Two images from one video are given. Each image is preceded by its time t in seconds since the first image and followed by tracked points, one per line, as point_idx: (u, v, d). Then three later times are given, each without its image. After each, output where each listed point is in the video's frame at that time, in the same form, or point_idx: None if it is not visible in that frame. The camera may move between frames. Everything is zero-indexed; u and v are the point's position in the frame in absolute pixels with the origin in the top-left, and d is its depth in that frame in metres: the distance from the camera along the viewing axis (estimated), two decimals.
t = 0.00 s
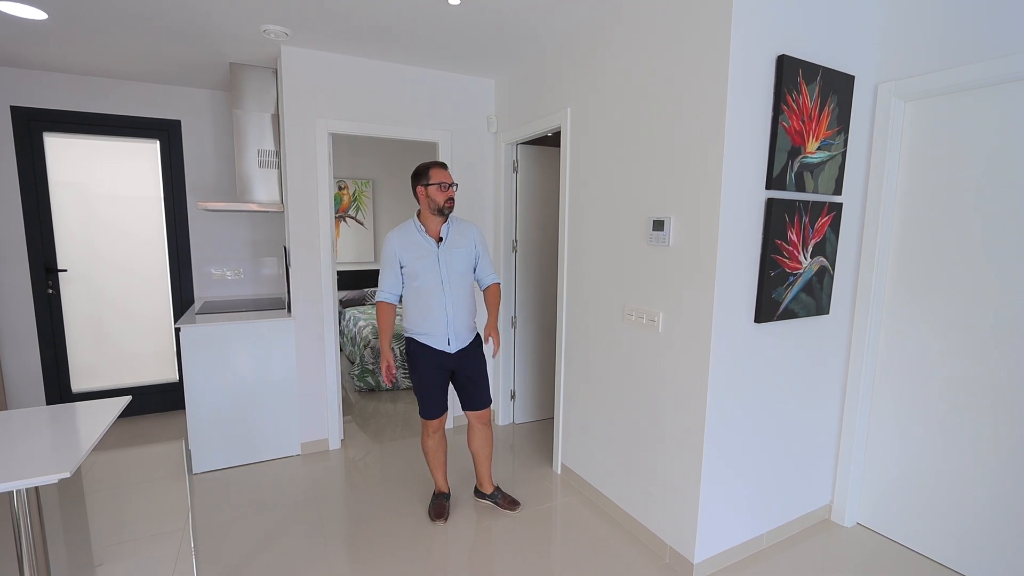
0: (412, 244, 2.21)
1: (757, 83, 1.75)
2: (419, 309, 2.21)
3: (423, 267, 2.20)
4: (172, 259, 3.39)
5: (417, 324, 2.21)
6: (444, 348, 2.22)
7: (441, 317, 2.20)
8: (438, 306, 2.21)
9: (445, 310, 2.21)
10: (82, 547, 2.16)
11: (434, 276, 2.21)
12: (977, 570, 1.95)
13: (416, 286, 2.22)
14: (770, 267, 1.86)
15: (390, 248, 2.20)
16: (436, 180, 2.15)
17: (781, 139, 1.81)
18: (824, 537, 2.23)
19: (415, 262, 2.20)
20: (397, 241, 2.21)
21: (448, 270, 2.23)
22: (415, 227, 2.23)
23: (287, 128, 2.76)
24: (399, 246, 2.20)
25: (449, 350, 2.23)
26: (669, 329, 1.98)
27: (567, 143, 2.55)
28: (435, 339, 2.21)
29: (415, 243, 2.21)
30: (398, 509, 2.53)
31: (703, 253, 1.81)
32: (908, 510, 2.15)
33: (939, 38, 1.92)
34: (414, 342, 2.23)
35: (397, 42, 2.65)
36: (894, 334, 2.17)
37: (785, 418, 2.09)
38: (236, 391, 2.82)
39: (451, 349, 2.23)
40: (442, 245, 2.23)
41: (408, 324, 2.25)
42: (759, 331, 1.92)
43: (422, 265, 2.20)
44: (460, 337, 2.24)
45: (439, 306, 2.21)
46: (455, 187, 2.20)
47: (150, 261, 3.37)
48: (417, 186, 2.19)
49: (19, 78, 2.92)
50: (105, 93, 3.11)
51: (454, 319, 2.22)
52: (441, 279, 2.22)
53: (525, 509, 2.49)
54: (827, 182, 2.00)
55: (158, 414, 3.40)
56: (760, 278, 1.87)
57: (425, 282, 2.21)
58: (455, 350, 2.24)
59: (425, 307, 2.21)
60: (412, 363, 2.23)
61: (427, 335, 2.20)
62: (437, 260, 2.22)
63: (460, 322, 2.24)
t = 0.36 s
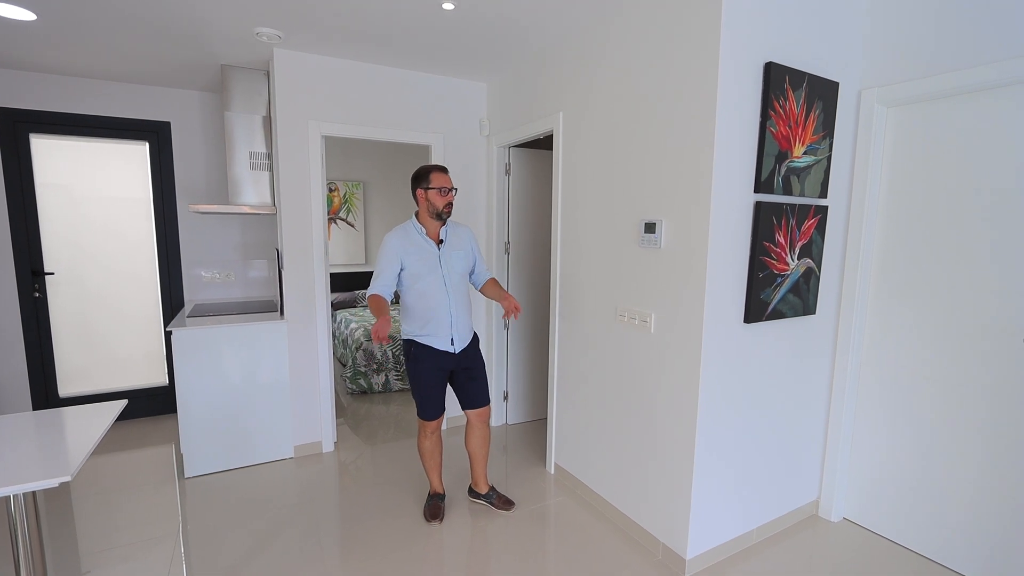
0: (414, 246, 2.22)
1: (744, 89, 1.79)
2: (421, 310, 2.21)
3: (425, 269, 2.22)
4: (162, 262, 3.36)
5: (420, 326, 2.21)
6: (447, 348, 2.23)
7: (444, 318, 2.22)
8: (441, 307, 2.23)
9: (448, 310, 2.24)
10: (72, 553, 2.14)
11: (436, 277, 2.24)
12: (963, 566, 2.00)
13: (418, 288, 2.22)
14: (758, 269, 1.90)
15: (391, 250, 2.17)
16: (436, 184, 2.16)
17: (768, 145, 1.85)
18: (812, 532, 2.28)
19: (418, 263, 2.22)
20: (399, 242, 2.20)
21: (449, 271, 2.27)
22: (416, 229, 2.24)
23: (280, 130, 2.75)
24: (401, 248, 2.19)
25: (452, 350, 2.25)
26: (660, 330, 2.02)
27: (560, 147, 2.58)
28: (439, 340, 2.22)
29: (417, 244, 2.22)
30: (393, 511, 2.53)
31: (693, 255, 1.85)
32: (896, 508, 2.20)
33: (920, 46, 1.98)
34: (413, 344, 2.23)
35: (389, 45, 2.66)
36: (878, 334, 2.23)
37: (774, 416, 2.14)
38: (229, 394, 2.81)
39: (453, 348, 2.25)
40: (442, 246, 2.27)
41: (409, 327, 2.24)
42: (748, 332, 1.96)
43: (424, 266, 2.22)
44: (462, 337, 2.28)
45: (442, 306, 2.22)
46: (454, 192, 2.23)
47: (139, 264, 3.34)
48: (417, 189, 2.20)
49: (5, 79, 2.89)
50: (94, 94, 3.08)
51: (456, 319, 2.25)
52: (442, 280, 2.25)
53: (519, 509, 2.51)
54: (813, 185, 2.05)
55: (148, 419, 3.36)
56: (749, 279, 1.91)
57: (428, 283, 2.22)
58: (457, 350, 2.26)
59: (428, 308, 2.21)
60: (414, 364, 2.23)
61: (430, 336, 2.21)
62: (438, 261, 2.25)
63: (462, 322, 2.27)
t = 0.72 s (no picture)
0: (423, 246, 2.23)
1: (732, 93, 1.84)
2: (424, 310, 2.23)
3: (432, 270, 2.23)
4: (149, 262, 3.32)
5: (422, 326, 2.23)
6: (447, 350, 2.25)
7: (446, 319, 2.24)
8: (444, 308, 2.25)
9: (451, 312, 2.25)
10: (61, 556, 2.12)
11: (441, 279, 2.25)
12: (950, 557, 2.06)
13: (423, 289, 2.23)
14: (746, 268, 1.95)
15: (401, 248, 2.18)
16: (445, 187, 2.17)
17: (755, 147, 1.90)
18: (798, 524, 2.34)
19: (425, 264, 2.23)
20: (408, 241, 2.21)
21: (454, 274, 2.29)
22: (425, 229, 2.25)
23: (270, 130, 2.74)
24: (411, 247, 2.20)
25: (452, 352, 2.26)
26: (650, 328, 2.06)
27: (552, 148, 2.61)
28: (439, 341, 2.23)
29: (425, 244, 2.23)
30: (386, 510, 2.54)
31: (683, 255, 1.89)
32: (885, 502, 2.25)
33: (900, 53, 2.05)
34: (414, 343, 2.26)
35: (381, 46, 2.67)
36: (861, 331, 2.30)
37: (761, 412, 2.19)
38: (220, 395, 2.79)
39: (453, 350, 2.26)
40: (450, 249, 2.28)
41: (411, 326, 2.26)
42: (736, 330, 2.01)
43: (431, 269, 2.24)
44: (462, 339, 2.29)
45: (445, 309, 2.24)
46: (463, 195, 2.23)
47: (126, 264, 3.30)
48: (427, 190, 2.21)
49: None
50: (79, 92, 3.03)
51: (458, 321, 2.27)
52: (447, 282, 2.26)
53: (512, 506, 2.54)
54: (798, 187, 2.11)
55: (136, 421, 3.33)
56: (737, 278, 1.96)
57: (433, 285, 2.24)
58: (456, 352, 2.28)
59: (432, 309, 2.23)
60: (414, 363, 2.26)
61: (431, 337, 2.22)
62: (445, 263, 2.26)
63: (464, 326, 2.29)
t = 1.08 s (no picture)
0: (446, 244, 2.26)
1: (721, 96, 1.88)
2: (445, 308, 2.26)
3: (454, 267, 2.25)
4: (137, 262, 3.28)
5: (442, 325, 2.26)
6: (465, 349, 2.26)
7: (465, 319, 2.25)
8: (464, 307, 2.26)
9: (471, 312, 2.26)
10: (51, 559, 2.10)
11: (463, 278, 2.26)
12: (936, 549, 2.12)
13: (445, 286, 2.26)
14: (735, 267, 2.00)
15: (423, 245, 2.23)
16: (461, 183, 2.20)
17: (743, 149, 1.95)
18: (785, 517, 2.40)
19: (446, 262, 2.25)
20: (432, 237, 2.25)
21: (477, 273, 2.29)
22: (450, 228, 2.28)
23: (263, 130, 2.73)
24: (433, 244, 2.24)
25: (470, 352, 2.27)
26: (642, 327, 2.10)
27: (544, 149, 2.64)
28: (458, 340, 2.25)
29: (447, 242, 2.26)
30: (381, 509, 2.56)
31: (674, 254, 1.93)
32: (872, 496, 2.31)
33: (882, 59, 2.12)
34: (434, 342, 2.30)
35: (374, 46, 2.68)
36: (845, 328, 2.37)
37: (749, 407, 2.24)
38: (213, 395, 2.78)
39: (471, 350, 2.27)
40: (473, 248, 2.28)
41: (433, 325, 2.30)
42: (726, 327, 2.06)
43: (454, 267, 2.25)
44: (481, 340, 2.29)
45: (465, 308, 2.26)
46: (482, 193, 2.23)
47: (113, 265, 3.26)
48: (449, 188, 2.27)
49: None
50: (64, 90, 2.99)
51: (478, 321, 2.28)
52: (469, 281, 2.27)
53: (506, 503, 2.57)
54: (785, 188, 2.17)
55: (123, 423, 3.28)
56: (726, 277, 2.01)
57: (455, 284, 2.25)
58: (475, 353, 2.29)
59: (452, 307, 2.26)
60: (433, 363, 2.28)
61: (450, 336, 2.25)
62: (467, 261, 2.27)
63: (483, 326, 2.29)
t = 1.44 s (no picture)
0: (461, 243, 2.28)
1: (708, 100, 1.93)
2: (461, 308, 2.27)
3: (470, 266, 2.27)
4: (124, 262, 3.23)
5: (457, 325, 2.27)
6: (481, 349, 2.28)
7: (481, 319, 2.27)
8: (480, 306, 2.28)
9: (487, 312, 2.28)
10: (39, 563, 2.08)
11: (480, 277, 2.29)
12: (913, 539, 2.20)
13: (462, 286, 2.27)
14: (722, 267, 2.05)
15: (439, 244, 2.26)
16: (473, 185, 2.22)
17: (729, 152, 2.00)
18: (770, 510, 2.47)
19: (462, 261, 2.27)
20: (447, 237, 2.27)
21: (492, 272, 2.32)
22: (465, 228, 2.30)
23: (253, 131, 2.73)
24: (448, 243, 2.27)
25: (486, 351, 2.30)
26: (632, 326, 2.14)
27: (534, 151, 2.67)
28: (474, 340, 2.27)
29: (463, 242, 2.29)
30: (374, 509, 2.57)
31: (663, 254, 1.98)
32: (853, 489, 2.38)
33: (862, 65, 2.19)
34: (450, 342, 2.28)
35: (364, 48, 2.69)
36: (828, 326, 2.44)
37: (736, 404, 2.30)
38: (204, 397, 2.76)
39: (487, 350, 2.30)
40: (488, 248, 2.31)
41: (447, 325, 2.30)
42: (713, 326, 2.12)
43: (470, 266, 2.28)
44: (496, 339, 2.32)
45: (481, 308, 2.28)
46: (494, 197, 2.23)
47: (98, 266, 3.22)
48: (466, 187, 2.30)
49: None
50: (47, 89, 2.94)
51: (493, 320, 2.30)
52: (485, 280, 2.30)
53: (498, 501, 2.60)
54: (769, 190, 2.23)
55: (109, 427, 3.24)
56: (714, 277, 2.06)
57: (471, 283, 2.27)
58: (491, 352, 2.31)
59: (468, 306, 2.27)
60: (448, 363, 2.28)
61: (465, 336, 2.26)
62: (482, 261, 2.30)
63: (499, 326, 2.32)
